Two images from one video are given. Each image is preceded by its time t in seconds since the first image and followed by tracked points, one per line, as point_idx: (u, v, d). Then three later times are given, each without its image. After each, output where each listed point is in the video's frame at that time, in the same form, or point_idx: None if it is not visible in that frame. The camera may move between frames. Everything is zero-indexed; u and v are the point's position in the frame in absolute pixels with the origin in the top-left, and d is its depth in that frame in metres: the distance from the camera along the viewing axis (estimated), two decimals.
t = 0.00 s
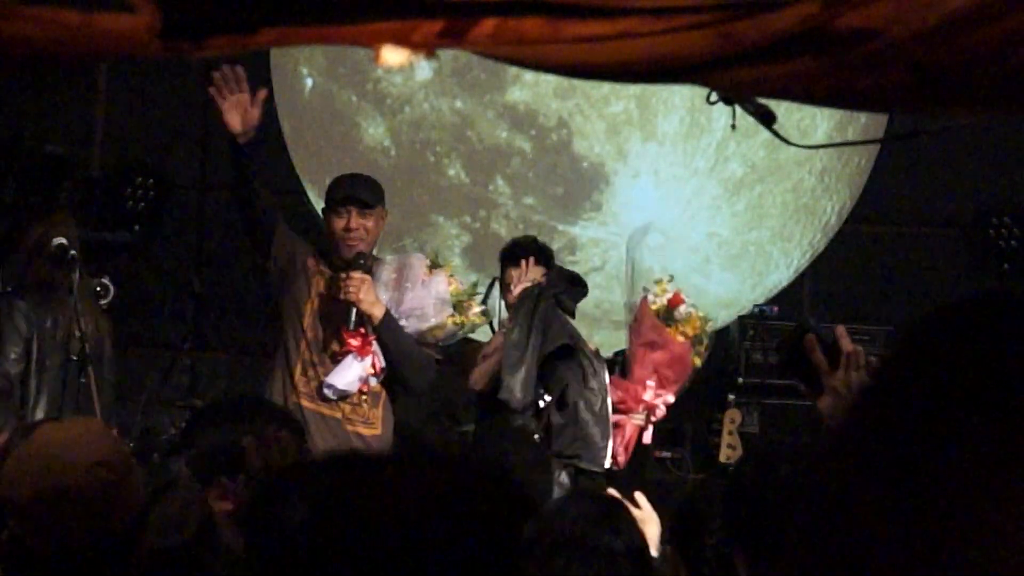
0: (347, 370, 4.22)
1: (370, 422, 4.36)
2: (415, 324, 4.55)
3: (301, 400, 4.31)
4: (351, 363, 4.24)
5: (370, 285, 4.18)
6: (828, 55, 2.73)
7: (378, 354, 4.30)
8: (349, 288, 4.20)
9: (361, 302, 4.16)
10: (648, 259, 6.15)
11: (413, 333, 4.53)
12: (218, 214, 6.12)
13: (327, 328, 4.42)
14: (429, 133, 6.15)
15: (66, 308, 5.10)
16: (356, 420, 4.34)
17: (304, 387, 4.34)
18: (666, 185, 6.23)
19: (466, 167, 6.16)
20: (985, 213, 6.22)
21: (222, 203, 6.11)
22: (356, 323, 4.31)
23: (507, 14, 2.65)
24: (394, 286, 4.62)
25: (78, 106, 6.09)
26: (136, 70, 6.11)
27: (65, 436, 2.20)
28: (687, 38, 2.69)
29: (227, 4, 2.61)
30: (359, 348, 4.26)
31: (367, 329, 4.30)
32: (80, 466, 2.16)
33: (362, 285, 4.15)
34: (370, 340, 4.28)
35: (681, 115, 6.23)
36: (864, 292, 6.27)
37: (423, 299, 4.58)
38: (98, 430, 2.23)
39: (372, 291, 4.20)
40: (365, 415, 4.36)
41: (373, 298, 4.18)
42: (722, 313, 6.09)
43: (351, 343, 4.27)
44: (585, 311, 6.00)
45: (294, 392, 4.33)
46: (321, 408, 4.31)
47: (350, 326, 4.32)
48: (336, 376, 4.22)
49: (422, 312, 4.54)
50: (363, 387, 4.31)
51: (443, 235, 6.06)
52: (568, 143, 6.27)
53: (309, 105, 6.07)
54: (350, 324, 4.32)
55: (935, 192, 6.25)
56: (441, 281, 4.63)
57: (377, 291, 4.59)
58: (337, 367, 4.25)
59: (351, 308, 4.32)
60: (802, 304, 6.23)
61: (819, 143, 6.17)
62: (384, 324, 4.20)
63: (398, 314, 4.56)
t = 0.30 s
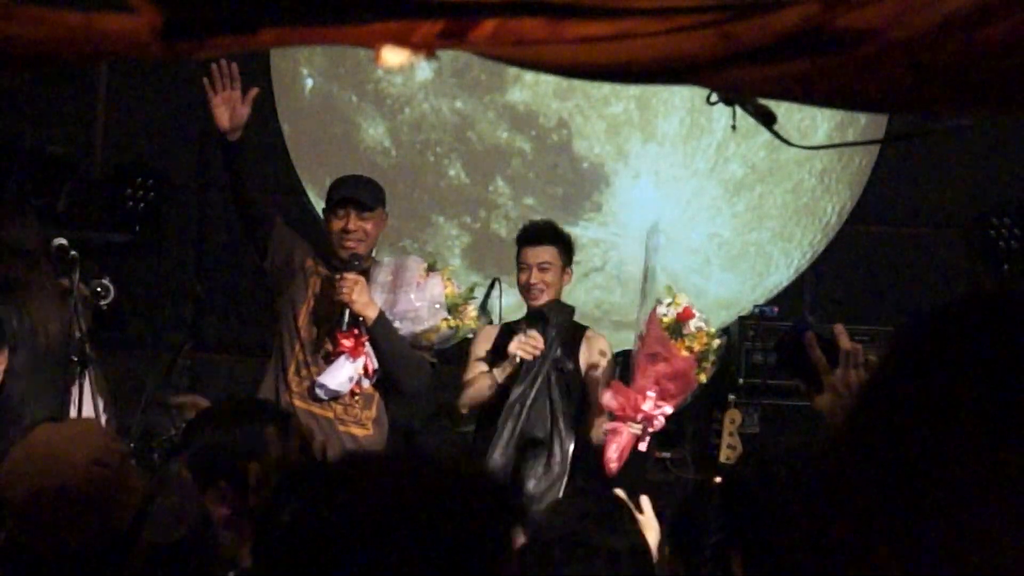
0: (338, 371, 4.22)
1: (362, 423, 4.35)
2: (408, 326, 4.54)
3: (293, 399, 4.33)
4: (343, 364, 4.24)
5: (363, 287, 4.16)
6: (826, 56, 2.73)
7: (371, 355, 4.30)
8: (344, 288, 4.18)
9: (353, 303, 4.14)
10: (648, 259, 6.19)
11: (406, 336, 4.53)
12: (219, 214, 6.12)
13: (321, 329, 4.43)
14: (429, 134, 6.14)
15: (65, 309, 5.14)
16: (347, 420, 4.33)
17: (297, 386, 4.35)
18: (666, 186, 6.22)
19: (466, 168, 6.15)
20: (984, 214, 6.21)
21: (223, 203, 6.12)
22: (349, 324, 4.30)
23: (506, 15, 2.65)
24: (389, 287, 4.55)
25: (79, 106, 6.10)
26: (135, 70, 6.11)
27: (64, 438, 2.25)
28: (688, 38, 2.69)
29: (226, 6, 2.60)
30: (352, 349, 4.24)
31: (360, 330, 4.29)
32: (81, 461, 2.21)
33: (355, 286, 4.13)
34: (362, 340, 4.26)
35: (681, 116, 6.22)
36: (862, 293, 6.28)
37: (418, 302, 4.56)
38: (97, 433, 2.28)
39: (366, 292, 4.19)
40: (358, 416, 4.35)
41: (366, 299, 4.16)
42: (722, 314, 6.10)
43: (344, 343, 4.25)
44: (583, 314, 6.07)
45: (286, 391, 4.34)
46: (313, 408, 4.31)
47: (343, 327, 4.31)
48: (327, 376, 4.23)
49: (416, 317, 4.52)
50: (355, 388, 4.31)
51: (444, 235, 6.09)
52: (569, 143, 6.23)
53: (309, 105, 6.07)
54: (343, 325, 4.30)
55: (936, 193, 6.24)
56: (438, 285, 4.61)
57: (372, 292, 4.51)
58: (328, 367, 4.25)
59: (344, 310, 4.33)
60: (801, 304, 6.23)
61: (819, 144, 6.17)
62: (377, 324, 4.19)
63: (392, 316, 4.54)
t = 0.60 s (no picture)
0: (332, 371, 4.22)
1: (359, 423, 4.40)
2: (399, 322, 4.53)
3: (290, 400, 4.35)
4: (336, 364, 4.23)
5: (351, 285, 4.12)
6: (828, 56, 2.73)
7: (364, 354, 4.31)
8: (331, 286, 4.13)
9: (343, 303, 4.11)
10: (647, 259, 6.17)
11: (399, 331, 4.53)
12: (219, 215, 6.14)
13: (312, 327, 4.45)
14: (430, 135, 6.13)
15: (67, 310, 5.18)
16: (344, 420, 4.37)
17: (293, 387, 4.38)
18: (666, 186, 6.21)
19: (466, 168, 6.15)
20: (984, 214, 6.21)
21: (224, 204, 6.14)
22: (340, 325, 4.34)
23: (508, 15, 2.64)
24: (378, 285, 4.55)
25: (79, 108, 6.10)
26: (136, 72, 6.11)
27: (61, 439, 2.21)
28: (692, 38, 2.69)
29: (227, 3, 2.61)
30: (344, 348, 4.25)
31: (351, 329, 4.31)
32: (77, 464, 2.16)
33: (343, 285, 4.09)
34: (354, 339, 4.28)
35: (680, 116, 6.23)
36: (864, 294, 6.29)
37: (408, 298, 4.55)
38: (93, 433, 2.25)
39: (355, 291, 4.15)
40: (354, 416, 4.39)
41: (356, 298, 4.12)
42: (722, 314, 6.11)
43: (336, 344, 4.26)
44: (586, 314, 6.06)
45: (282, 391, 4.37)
46: (310, 409, 4.33)
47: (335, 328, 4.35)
48: (321, 377, 4.22)
49: (407, 312, 4.51)
50: (350, 389, 4.34)
51: (444, 236, 6.10)
52: (568, 144, 6.23)
53: (309, 106, 6.07)
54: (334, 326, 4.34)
55: (935, 192, 6.24)
56: (426, 281, 4.62)
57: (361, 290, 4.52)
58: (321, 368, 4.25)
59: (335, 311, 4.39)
60: (801, 304, 6.23)
61: (819, 143, 6.18)
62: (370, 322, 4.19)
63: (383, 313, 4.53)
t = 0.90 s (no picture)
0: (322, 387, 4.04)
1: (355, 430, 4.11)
2: (388, 336, 4.22)
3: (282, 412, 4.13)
4: (327, 379, 4.06)
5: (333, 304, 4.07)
6: (829, 55, 2.73)
7: (357, 368, 4.12)
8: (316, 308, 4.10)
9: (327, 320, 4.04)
10: (647, 259, 6.20)
11: (388, 344, 4.23)
12: (219, 215, 6.14)
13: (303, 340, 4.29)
14: (430, 134, 6.16)
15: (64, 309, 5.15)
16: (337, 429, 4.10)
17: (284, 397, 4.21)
18: (666, 185, 6.24)
19: (466, 168, 6.15)
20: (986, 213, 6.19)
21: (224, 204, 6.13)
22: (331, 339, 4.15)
23: (507, 15, 2.64)
24: (366, 295, 4.24)
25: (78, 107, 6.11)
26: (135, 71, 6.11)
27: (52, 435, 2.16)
28: (689, 38, 2.69)
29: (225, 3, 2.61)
30: (334, 364, 4.08)
31: (343, 343, 4.13)
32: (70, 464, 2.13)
33: (325, 304, 4.04)
34: (345, 353, 4.11)
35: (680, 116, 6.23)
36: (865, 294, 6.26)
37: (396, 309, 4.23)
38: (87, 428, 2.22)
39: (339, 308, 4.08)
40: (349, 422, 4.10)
41: (339, 316, 4.03)
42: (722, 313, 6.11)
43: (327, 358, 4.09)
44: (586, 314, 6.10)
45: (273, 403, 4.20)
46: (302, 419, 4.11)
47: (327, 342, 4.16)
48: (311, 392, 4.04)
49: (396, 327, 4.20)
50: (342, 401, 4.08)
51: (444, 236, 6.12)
52: (568, 144, 6.27)
53: (310, 105, 6.10)
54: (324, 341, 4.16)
55: (940, 193, 6.16)
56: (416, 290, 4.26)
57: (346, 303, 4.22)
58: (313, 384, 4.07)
59: (323, 330, 4.24)
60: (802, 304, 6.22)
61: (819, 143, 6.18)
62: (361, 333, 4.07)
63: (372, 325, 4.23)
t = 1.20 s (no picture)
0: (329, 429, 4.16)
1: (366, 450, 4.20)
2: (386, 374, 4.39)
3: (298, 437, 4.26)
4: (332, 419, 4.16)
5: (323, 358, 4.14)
6: (829, 56, 2.73)
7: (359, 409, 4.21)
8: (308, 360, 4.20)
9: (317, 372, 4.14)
10: (647, 259, 6.18)
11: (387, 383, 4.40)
12: (220, 214, 6.15)
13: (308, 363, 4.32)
14: (430, 134, 6.13)
15: (64, 307, 5.13)
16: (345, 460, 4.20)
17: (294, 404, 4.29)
18: (667, 185, 6.19)
19: (466, 167, 6.12)
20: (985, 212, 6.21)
21: (225, 203, 6.15)
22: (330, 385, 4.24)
23: (506, 15, 2.64)
24: (355, 337, 4.38)
25: (80, 108, 6.13)
26: (136, 71, 6.13)
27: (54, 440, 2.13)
28: (690, 38, 2.69)
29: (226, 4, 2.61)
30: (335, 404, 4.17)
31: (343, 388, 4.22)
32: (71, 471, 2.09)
33: (313, 359, 4.13)
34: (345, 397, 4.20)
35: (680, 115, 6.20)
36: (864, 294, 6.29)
37: (387, 350, 4.38)
38: (88, 433, 2.19)
39: (331, 358, 4.16)
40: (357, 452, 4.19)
41: (328, 368, 4.13)
42: (722, 314, 6.11)
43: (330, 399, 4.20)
44: (584, 314, 6.08)
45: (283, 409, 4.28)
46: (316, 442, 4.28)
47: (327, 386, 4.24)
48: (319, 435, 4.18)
49: (389, 371, 4.36)
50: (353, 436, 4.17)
51: (443, 235, 6.05)
52: (568, 143, 6.23)
53: (309, 106, 6.07)
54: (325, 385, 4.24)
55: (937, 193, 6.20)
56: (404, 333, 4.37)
57: (337, 346, 4.38)
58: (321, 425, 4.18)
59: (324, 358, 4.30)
60: (801, 304, 6.23)
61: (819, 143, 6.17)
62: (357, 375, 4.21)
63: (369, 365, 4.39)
